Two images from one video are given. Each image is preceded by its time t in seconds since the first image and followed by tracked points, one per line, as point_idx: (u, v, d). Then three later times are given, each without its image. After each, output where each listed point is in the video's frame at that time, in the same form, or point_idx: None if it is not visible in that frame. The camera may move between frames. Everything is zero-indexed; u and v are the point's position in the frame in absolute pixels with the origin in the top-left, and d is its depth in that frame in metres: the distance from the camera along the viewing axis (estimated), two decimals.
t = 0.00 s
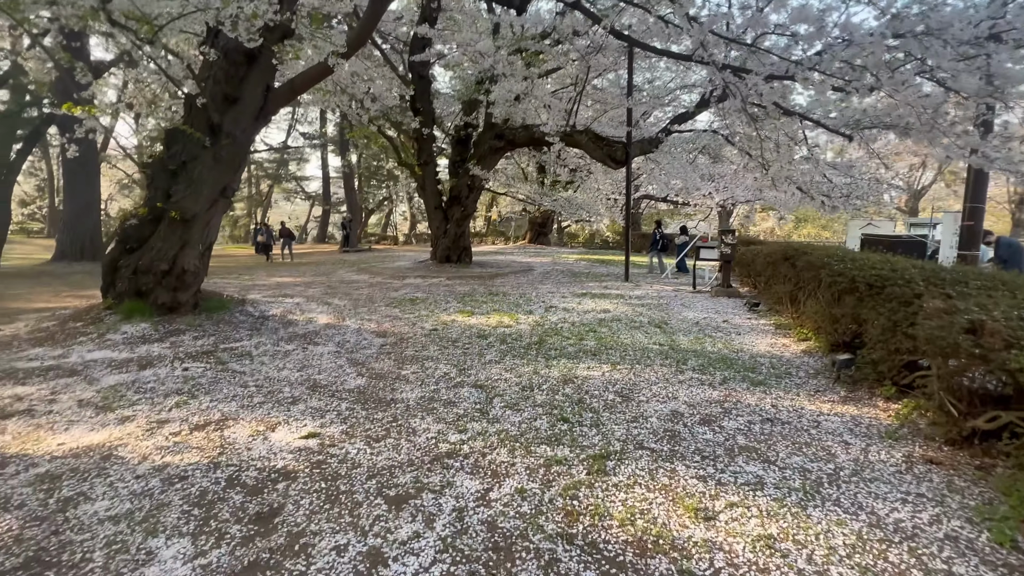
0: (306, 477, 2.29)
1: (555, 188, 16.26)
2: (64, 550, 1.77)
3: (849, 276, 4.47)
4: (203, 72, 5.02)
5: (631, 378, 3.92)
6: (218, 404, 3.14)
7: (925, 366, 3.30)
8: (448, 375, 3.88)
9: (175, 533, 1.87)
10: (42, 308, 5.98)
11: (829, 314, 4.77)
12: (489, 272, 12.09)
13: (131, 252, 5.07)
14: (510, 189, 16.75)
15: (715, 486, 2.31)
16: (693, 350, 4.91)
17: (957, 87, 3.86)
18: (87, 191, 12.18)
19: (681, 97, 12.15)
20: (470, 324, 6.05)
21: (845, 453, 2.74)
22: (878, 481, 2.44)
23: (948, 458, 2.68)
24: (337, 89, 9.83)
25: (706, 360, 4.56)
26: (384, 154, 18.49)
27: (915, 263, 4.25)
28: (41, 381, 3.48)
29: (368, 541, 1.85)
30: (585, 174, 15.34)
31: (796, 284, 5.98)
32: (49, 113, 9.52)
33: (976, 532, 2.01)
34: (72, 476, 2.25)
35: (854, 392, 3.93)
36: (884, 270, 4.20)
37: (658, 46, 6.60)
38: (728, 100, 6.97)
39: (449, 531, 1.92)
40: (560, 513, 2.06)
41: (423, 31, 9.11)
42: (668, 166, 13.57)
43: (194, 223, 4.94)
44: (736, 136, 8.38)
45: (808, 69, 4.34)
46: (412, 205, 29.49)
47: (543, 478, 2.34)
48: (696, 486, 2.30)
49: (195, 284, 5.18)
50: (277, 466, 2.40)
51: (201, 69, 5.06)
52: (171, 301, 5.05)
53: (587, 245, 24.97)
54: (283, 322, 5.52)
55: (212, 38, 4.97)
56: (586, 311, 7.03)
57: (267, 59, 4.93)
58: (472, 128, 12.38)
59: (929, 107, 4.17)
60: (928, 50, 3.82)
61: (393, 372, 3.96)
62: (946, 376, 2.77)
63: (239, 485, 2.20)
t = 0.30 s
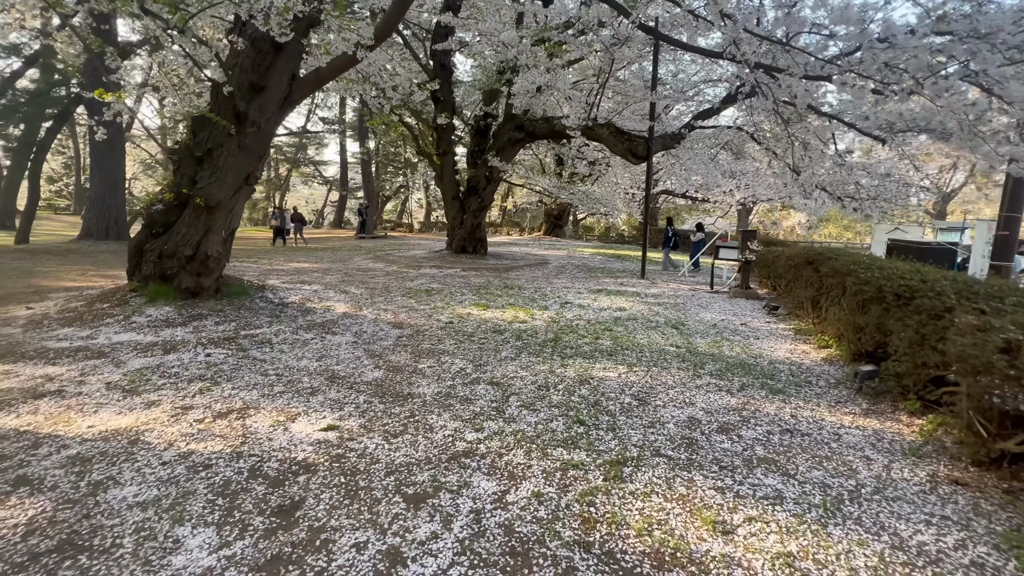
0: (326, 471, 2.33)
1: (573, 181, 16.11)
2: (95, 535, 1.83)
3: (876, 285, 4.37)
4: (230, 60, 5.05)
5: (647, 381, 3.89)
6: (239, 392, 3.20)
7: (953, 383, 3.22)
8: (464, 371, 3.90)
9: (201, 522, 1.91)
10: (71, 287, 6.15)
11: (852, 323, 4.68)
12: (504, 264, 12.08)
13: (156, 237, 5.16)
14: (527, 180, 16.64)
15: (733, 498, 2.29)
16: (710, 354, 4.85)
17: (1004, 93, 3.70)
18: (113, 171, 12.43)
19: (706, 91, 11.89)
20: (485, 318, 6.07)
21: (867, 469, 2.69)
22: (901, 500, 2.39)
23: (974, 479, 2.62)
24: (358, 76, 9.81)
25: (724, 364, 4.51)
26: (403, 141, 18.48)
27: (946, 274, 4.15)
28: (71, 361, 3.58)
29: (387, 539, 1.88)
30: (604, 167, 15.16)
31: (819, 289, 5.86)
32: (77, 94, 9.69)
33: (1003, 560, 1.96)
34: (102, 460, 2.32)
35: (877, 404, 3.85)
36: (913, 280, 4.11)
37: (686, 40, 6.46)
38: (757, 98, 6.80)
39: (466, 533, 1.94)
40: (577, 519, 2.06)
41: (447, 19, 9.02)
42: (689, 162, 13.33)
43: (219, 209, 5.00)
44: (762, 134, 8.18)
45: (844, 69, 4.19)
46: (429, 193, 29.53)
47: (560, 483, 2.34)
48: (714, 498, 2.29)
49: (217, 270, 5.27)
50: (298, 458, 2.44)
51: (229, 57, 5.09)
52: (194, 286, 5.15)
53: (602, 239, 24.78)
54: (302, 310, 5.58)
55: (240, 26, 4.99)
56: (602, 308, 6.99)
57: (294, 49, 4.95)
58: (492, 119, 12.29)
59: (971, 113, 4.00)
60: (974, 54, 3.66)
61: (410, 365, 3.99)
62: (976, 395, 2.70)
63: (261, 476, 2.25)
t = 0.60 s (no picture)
0: (314, 490, 2.23)
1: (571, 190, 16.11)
2: (64, 559, 1.72)
3: (878, 305, 4.34)
4: (228, 61, 4.97)
5: (646, 398, 3.81)
6: (226, 402, 3.10)
7: (957, 408, 3.17)
8: (459, 384, 3.80)
9: (179, 546, 1.81)
10: (58, 287, 6.02)
11: (852, 342, 4.63)
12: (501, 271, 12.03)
13: (148, 238, 5.05)
14: (526, 188, 16.62)
15: (736, 527, 2.21)
16: (709, 370, 4.78)
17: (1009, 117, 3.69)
18: (107, 168, 12.29)
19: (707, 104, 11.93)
20: (481, 327, 5.99)
21: (872, 497, 2.63)
22: (908, 532, 2.32)
23: (980, 510, 2.56)
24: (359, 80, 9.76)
25: (723, 382, 4.44)
26: (402, 146, 18.43)
27: (949, 296, 4.12)
28: (53, 365, 3.46)
29: (375, 568, 1.78)
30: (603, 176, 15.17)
31: (819, 306, 5.83)
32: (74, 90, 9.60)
33: None
34: (78, 474, 2.21)
35: (878, 427, 3.78)
36: (916, 301, 4.07)
37: (690, 54, 6.47)
38: (758, 113, 6.81)
39: (459, 563, 1.85)
40: (575, 548, 1.98)
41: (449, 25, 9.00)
42: (688, 174, 13.34)
43: (213, 211, 4.91)
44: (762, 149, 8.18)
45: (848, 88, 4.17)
46: (427, 198, 29.48)
47: (557, 507, 2.25)
48: (716, 527, 2.20)
49: (209, 273, 5.17)
50: (285, 475, 2.34)
51: (228, 58, 5.02)
52: (185, 289, 5.05)
53: (599, 248, 24.79)
54: (295, 316, 5.48)
55: (240, 27, 4.92)
56: (599, 320, 6.92)
57: (296, 51, 4.89)
58: (492, 125, 12.26)
59: (975, 135, 3.98)
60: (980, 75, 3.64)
61: (404, 377, 3.88)
62: (983, 423, 2.65)
63: (245, 495, 2.15)
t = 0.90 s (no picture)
0: (251, 534, 2.00)
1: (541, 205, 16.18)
2: None
3: (837, 327, 4.43)
4: (181, 60, 4.71)
5: (614, 421, 3.73)
6: (160, 430, 2.81)
7: (914, 431, 3.23)
8: (421, 407, 3.61)
9: None
10: None
11: (814, 363, 4.71)
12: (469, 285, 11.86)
13: (83, 246, 4.65)
14: (497, 201, 16.59)
15: (705, 564, 2.12)
16: (676, 391, 4.76)
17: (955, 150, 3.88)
18: (48, 168, 11.48)
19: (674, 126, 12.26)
20: (447, 344, 5.80)
21: (838, 525, 2.60)
22: (874, 563, 2.29)
23: (941, 537, 2.56)
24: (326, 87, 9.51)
25: (690, 403, 4.42)
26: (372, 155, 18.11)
27: (903, 318, 4.24)
28: None
29: None
30: (573, 192, 15.31)
31: (780, 326, 5.94)
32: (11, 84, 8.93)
33: None
34: None
35: (839, 449, 3.82)
36: (873, 324, 4.17)
37: (658, 76, 6.60)
38: (723, 136, 6.98)
39: None
40: None
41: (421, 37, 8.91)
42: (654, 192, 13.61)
43: (158, 219, 4.59)
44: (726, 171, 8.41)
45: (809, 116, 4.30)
46: (396, 209, 29.06)
47: (520, 546, 2.11)
48: (686, 564, 2.11)
49: (152, 284, 4.81)
50: (219, 516, 2.10)
51: (179, 57, 4.75)
52: (124, 301, 4.68)
53: (568, 262, 25.00)
54: (247, 331, 5.15)
55: (193, 26, 4.67)
56: (567, 338, 6.84)
57: (254, 52, 4.66)
58: (463, 138, 12.19)
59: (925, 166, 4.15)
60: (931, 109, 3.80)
61: (362, 399, 3.66)
62: (941, 449, 2.68)
63: (169, 542, 1.90)
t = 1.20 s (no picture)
0: None
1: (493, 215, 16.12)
2: None
3: (775, 337, 4.60)
4: (84, 41, 4.10)
5: (563, 436, 3.63)
6: (41, 467, 2.40)
7: (848, 439, 3.35)
8: (359, 428, 3.35)
9: None
10: None
11: (754, 372, 4.86)
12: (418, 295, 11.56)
13: None
14: (448, 210, 16.36)
15: None
16: (625, 402, 4.75)
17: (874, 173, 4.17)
18: None
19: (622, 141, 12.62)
20: (391, 358, 5.52)
21: (781, 537, 2.62)
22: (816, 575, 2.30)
23: (876, 544, 2.63)
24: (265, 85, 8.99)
25: (638, 415, 4.41)
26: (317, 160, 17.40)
27: (833, 328, 4.47)
28: None
29: None
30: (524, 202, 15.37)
31: (722, 336, 6.13)
32: None
33: None
34: None
35: (779, 457, 3.92)
36: (807, 335, 4.36)
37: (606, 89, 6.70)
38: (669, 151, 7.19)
39: None
40: None
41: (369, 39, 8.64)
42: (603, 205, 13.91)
43: (58, 221, 4.11)
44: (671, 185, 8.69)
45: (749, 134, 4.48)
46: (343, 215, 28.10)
47: None
48: None
49: (49, 293, 4.31)
50: (104, 571, 1.78)
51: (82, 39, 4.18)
52: (13, 314, 4.13)
53: (520, 272, 25.10)
54: (164, 347, 4.65)
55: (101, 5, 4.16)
56: (517, 349, 6.72)
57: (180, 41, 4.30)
58: (413, 145, 11.93)
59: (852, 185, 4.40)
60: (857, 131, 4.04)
61: (292, 421, 3.35)
62: (875, 457, 2.77)
63: None
